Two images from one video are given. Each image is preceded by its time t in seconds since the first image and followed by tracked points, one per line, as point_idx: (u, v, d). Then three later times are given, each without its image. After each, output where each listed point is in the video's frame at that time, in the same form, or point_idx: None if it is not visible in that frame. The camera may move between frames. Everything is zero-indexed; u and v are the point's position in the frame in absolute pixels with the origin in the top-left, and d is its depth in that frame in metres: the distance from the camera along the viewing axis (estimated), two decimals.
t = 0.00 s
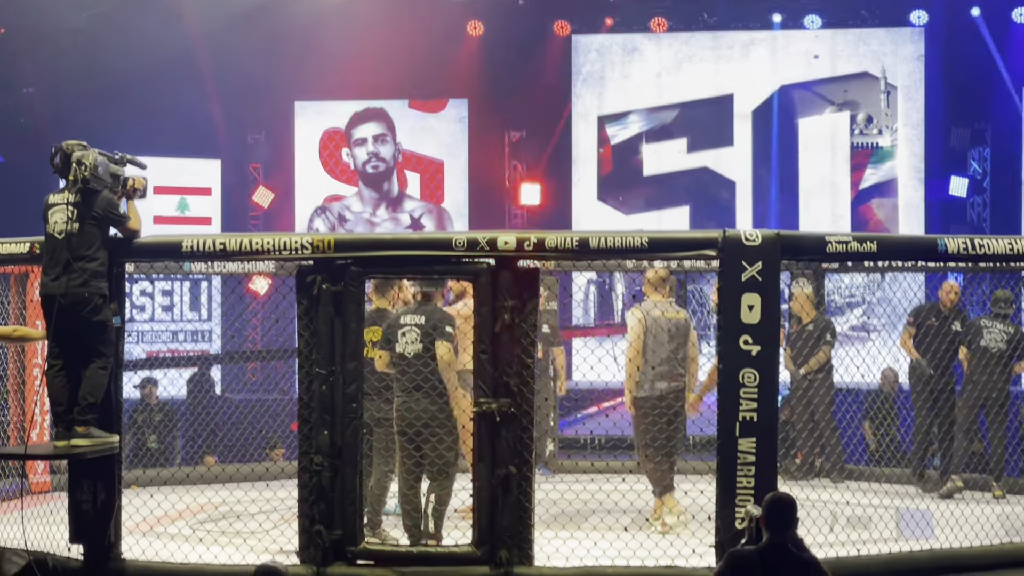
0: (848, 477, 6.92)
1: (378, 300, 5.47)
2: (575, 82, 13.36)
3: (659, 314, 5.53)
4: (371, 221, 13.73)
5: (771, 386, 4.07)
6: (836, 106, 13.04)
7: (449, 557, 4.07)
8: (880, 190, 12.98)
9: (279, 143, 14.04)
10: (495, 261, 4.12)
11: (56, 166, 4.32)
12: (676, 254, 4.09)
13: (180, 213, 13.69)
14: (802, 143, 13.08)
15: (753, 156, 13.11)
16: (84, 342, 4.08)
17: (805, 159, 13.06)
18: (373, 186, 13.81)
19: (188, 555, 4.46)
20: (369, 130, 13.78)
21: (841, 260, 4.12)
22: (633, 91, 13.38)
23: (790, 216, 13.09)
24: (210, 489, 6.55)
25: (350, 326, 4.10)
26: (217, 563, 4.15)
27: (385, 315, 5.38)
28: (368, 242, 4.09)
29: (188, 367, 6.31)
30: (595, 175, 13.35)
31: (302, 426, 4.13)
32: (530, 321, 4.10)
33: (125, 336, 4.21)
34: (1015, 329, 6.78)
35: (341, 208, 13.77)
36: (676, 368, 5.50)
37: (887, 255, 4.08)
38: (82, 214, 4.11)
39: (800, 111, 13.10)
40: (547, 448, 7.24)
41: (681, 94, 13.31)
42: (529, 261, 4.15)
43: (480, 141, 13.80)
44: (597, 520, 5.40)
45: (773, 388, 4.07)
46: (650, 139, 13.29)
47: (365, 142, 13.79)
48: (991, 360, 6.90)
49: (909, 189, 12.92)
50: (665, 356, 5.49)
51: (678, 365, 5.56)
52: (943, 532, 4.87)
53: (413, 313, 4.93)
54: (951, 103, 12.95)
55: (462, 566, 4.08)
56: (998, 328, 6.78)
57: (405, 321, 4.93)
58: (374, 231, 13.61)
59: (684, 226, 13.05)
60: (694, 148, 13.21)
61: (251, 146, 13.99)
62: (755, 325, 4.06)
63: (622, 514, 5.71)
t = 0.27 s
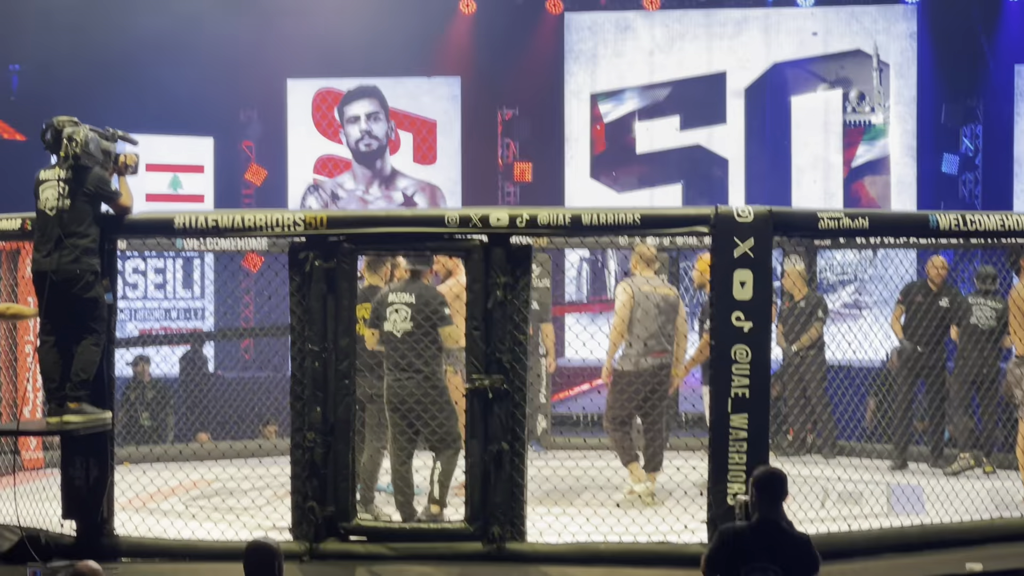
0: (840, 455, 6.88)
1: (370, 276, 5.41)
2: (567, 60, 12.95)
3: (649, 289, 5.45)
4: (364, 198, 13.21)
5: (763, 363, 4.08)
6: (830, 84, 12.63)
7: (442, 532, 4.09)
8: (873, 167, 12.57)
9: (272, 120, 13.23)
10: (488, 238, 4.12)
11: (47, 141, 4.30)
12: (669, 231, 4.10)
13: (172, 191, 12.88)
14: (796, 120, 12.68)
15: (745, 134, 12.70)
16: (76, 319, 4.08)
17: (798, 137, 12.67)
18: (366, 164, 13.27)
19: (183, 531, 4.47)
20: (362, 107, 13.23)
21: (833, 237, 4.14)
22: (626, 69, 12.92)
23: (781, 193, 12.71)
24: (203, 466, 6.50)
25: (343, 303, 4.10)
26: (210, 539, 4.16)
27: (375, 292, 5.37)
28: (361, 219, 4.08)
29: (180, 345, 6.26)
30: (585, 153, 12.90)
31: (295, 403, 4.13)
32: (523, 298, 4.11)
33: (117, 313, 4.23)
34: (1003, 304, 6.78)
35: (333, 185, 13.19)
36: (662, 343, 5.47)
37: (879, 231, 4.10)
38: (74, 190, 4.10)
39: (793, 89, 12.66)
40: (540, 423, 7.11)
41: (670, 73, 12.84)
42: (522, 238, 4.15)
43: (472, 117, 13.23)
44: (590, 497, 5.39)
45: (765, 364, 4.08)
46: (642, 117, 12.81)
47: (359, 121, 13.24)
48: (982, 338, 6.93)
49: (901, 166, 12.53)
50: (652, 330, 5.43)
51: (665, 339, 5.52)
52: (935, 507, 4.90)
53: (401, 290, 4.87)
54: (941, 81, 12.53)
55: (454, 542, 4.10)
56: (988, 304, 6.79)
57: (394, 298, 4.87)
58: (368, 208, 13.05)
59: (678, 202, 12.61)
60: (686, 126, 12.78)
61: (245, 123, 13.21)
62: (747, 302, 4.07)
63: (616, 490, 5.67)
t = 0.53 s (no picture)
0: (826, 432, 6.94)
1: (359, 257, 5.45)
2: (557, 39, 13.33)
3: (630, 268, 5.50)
4: (354, 177, 13.79)
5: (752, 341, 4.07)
6: (819, 63, 12.90)
7: (432, 511, 4.09)
8: (863, 146, 12.90)
9: (264, 99, 13.73)
10: (477, 216, 4.10)
11: (34, 119, 4.28)
12: (658, 210, 4.10)
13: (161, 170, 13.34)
14: (785, 98, 12.95)
15: (733, 116, 13.05)
16: (65, 299, 4.09)
17: (788, 115, 12.93)
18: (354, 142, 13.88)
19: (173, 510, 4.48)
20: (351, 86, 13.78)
21: (823, 215, 4.14)
22: (617, 47, 13.31)
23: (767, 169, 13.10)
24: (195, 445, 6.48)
25: (332, 282, 4.10)
26: (201, 518, 4.18)
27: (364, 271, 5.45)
28: (351, 198, 4.08)
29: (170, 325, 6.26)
30: (575, 131, 13.34)
31: (284, 382, 4.12)
32: (512, 276, 4.11)
33: (106, 292, 4.21)
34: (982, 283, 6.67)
35: (323, 164, 13.79)
36: (644, 322, 5.42)
37: (868, 209, 4.10)
38: (63, 169, 4.09)
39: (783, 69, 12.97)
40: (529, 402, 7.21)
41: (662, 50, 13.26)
42: (511, 216, 4.14)
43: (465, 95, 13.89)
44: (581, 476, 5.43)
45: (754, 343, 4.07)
46: (633, 96, 13.25)
47: (348, 101, 13.77)
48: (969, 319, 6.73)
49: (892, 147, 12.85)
50: (635, 309, 5.45)
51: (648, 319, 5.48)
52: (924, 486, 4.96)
53: (397, 270, 4.84)
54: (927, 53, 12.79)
55: (444, 521, 4.11)
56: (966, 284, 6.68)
57: (390, 278, 4.84)
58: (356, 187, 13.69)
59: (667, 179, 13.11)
60: (676, 105, 13.18)
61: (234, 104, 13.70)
62: (736, 280, 4.06)
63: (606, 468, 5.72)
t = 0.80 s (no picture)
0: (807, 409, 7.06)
1: (343, 233, 5.41)
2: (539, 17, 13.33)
3: (596, 248, 5.37)
4: (337, 156, 13.57)
5: (734, 319, 4.07)
6: (799, 41, 12.95)
7: (415, 490, 4.09)
8: (843, 125, 12.86)
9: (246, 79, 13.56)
10: (459, 194, 4.10)
11: (15, 98, 4.27)
12: (641, 187, 4.10)
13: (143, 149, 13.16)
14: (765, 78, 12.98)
15: (718, 93, 13.07)
16: (45, 278, 4.08)
17: (768, 93, 12.94)
18: (338, 123, 13.65)
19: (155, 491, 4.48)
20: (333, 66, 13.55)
21: (804, 192, 4.15)
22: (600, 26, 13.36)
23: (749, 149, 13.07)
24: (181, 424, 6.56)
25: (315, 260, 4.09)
26: (181, 497, 4.18)
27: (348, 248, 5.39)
28: (332, 175, 4.07)
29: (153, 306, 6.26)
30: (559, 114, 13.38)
31: (266, 360, 4.11)
32: (494, 255, 4.11)
33: (87, 271, 4.20)
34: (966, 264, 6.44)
35: (305, 143, 13.55)
36: (613, 300, 5.34)
37: (850, 186, 4.11)
38: (42, 147, 4.07)
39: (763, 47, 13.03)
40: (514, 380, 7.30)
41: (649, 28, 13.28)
42: (494, 194, 4.13)
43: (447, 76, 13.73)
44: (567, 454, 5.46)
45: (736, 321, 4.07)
46: (615, 75, 13.34)
47: (328, 80, 13.56)
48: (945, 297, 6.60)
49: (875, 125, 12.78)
50: (604, 288, 5.37)
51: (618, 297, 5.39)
52: (904, 464, 5.04)
53: (388, 249, 4.86)
54: (915, 36, 12.79)
55: (426, 499, 4.11)
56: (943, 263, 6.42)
57: (381, 256, 4.85)
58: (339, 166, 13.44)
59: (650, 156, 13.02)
60: (659, 85, 13.23)
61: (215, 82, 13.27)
62: (719, 258, 4.06)
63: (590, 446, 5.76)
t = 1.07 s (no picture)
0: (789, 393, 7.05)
1: (330, 218, 5.45)
2: None
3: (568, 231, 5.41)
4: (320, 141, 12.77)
5: (719, 302, 4.07)
6: (784, 26, 11.73)
7: (400, 474, 4.08)
8: (828, 107, 11.70)
9: (228, 61, 12.70)
10: (444, 178, 4.11)
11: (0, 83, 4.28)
12: (624, 170, 4.10)
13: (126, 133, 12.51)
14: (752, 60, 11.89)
15: (701, 76, 12.08)
16: (29, 262, 4.06)
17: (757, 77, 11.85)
18: (321, 107, 12.85)
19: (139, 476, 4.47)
20: (317, 50, 12.75)
21: (789, 176, 4.15)
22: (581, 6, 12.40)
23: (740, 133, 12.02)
24: (165, 408, 6.65)
25: (300, 245, 4.09)
26: (166, 481, 4.17)
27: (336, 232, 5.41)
28: (316, 159, 4.06)
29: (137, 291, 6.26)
30: (543, 97, 12.53)
31: (251, 344, 4.11)
32: (479, 239, 4.12)
33: (71, 256, 4.21)
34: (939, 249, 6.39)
35: (289, 128, 12.77)
36: (585, 285, 5.41)
37: (834, 170, 4.11)
38: (27, 131, 4.07)
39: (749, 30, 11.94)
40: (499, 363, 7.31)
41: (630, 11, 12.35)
42: (478, 177, 4.13)
43: (430, 56, 12.78)
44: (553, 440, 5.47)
45: (721, 304, 4.07)
46: (599, 59, 12.44)
47: (313, 64, 12.78)
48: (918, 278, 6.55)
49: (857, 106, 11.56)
50: (576, 271, 5.41)
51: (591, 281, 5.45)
52: (888, 448, 5.08)
53: (382, 233, 4.86)
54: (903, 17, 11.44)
55: (411, 484, 4.10)
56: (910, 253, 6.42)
57: (375, 240, 4.87)
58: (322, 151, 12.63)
59: (634, 142, 12.26)
60: (643, 68, 12.31)
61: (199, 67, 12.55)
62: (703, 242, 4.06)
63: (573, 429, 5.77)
